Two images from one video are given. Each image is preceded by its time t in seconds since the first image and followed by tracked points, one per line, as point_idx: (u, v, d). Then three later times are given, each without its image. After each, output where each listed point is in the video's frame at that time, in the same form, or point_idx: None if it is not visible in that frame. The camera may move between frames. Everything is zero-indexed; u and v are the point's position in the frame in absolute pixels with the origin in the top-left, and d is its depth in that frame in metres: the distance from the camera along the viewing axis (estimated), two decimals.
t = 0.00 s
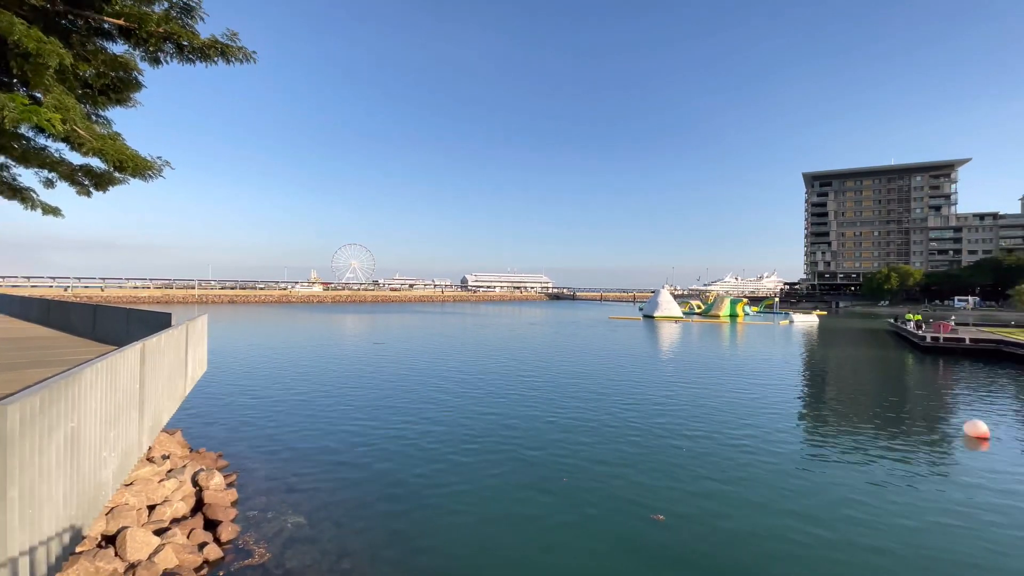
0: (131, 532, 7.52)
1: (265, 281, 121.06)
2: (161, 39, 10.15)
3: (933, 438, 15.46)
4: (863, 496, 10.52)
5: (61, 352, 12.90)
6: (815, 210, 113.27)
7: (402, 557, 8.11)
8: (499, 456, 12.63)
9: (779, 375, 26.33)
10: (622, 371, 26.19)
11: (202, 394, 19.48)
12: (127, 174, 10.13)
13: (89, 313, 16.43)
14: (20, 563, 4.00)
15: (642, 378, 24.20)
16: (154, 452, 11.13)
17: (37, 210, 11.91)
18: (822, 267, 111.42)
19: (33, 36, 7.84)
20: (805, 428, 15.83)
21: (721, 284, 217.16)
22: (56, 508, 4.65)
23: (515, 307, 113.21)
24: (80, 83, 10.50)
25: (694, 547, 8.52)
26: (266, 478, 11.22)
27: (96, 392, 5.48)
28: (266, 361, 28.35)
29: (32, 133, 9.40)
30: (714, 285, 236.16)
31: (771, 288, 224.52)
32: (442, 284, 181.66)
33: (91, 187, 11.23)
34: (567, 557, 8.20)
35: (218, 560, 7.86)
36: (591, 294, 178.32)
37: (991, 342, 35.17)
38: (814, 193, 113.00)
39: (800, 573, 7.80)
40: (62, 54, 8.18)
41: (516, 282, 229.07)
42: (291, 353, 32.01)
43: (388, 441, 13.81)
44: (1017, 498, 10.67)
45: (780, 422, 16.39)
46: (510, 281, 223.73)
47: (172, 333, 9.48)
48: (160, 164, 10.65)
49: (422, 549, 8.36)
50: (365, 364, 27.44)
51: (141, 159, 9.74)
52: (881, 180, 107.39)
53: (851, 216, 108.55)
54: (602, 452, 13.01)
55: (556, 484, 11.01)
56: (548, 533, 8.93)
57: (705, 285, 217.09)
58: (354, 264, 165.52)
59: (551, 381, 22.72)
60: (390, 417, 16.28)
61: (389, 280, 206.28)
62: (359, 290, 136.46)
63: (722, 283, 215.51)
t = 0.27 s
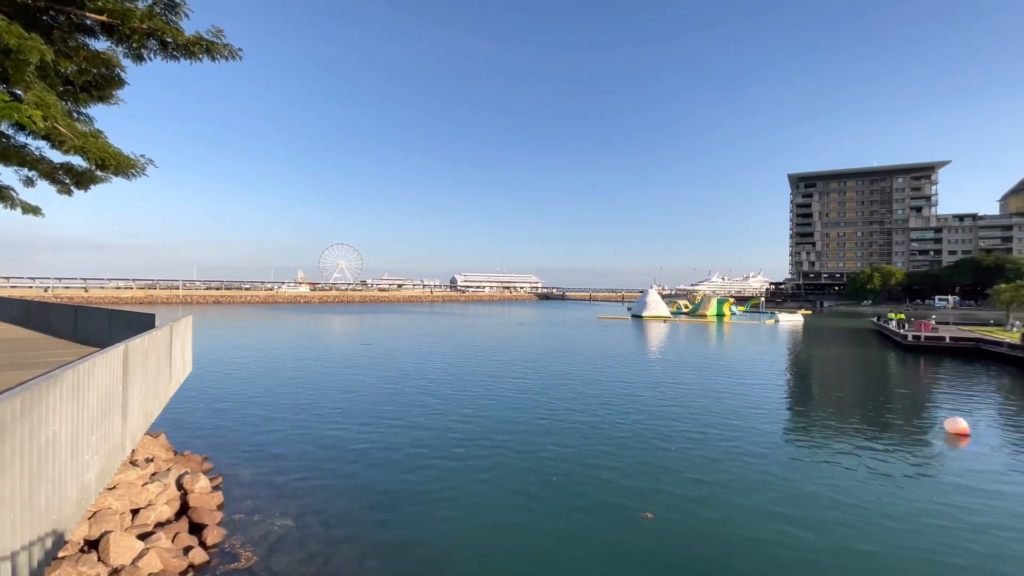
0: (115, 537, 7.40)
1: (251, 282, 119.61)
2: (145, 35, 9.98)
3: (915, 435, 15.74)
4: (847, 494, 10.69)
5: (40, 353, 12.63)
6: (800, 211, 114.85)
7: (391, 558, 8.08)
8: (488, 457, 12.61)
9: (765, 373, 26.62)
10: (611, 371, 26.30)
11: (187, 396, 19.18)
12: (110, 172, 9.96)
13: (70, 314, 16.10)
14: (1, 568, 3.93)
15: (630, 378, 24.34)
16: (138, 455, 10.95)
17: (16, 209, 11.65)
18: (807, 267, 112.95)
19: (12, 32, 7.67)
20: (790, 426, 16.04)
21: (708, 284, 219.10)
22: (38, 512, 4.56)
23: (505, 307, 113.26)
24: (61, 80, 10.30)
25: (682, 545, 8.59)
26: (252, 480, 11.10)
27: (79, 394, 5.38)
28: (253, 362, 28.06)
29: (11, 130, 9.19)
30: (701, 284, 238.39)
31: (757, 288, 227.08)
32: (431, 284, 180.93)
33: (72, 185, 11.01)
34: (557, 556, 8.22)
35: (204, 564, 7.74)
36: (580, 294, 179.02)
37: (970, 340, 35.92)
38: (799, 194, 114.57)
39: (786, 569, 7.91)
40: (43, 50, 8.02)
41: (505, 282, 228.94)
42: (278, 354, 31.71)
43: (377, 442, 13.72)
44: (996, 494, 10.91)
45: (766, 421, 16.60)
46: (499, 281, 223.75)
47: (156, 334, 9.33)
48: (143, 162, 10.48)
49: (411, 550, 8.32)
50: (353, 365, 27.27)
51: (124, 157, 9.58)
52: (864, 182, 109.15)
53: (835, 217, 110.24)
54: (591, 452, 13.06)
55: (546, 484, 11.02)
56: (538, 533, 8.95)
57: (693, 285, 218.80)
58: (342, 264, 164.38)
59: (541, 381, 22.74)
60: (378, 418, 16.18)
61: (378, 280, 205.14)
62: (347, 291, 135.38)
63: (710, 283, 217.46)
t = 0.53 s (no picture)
0: (97, 541, 7.28)
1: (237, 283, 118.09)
2: (128, 32, 9.81)
3: (898, 433, 16.03)
4: (832, 491, 10.86)
5: (19, 355, 12.36)
6: (786, 211, 116.34)
7: (379, 560, 8.03)
8: (478, 458, 12.60)
9: (752, 373, 26.89)
10: (600, 370, 26.40)
11: (171, 398, 18.88)
12: (92, 171, 9.77)
13: (50, 315, 15.77)
14: None
15: (619, 377, 24.48)
16: (121, 458, 10.77)
17: None
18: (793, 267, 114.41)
19: None
20: (777, 426, 16.24)
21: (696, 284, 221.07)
22: (16, 517, 4.45)
23: (494, 307, 113.27)
24: (41, 76, 10.09)
25: (670, 544, 8.67)
26: (239, 483, 10.97)
27: (59, 397, 5.27)
28: (239, 363, 27.76)
29: None
30: (689, 284, 240.42)
31: (744, 288, 229.65)
32: (420, 285, 180.22)
33: (52, 184, 10.80)
34: (546, 556, 8.25)
35: (189, 569, 7.64)
36: (570, 294, 179.60)
37: (951, 339, 36.67)
38: (785, 195, 116.02)
39: (772, 567, 8.01)
40: (22, 45, 7.84)
41: (495, 283, 228.75)
42: (265, 355, 31.42)
43: (366, 443, 13.65)
44: (975, 490, 11.15)
45: (752, 419, 16.81)
46: (489, 281, 223.61)
47: (139, 336, 9.17)
48: (126, 161, 10.31)
49: (400, 552, 8.29)
50: (341, 366, 27.10)
51: (107, 155, 9.42)
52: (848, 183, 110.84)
53: (820, 218, 111.83)
54: (580, 452, 13.11)
55: (535, 484, 11.05)
56: (527, 533, 8.97)
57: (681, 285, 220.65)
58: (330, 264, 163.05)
59: (530, 381, 22.77)
60: (367, 419, 16.07)
61: (366, 280, 203.93)
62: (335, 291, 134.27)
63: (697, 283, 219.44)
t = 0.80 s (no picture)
0: (78, 546, 7.15)
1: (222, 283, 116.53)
2: (109, 28, 9.65)
3: (880, 430, 16.31)
4: (816, 489, 11.01)
5: None
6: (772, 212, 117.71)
7: (368, 562, 7.99)
8: (466, 458, 12.58)
9: (739, 372, 27.17)
10: (589, 370, 26.50)
11: (154, 401, 18.56)
12: (72, 169, 9.59)
13: (28, 316, 15.42)
14: None
15: (607, 377, 24.60)
16: (102, 462, 10.58)
17: None
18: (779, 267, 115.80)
19: None
20: (763, 424, 16.43)
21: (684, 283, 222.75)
22: None
23: (483, 307, 113.16)
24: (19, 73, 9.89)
25: (658, 542, 8.73)
26: (224, 486, 10.83)
27: (37, 401, 5.17)
28: (225, 365, 27.41)
29: None
30: (678, 284, 242.28)
31: (731, 288, 231.88)
32: (409, 285, 179.35)
33: (31, 183, 10.58)
34: (535, 556, 8.26)
35: (172, 573, 7.52)
36: (559, 294, 179.88)
37: (931, 338, 37.40)
38: (771, 196, 117.37)
39: (759, 564, 8.09)
40: None
41: (484, 283, 228.43)
42: (251, 356, 31.04)
43: (353, 445, 13.56)
44: (955, 486, 11.38)
45: (739, 418, 16.98)
46: (478, 281, 223.34)
47: (121, 337, 9.02)
48: (108, 159, 10.14)
49: (388, 553, 8.25)
50: (328, 368, 26.89)
51: (88, 153, 9.26)
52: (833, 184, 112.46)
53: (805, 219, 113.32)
54: (569, 452, 13.15)
55: (525, 484, 11.06)
56: (516, 533, 8.97)
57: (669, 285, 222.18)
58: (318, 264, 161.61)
59: (519, 382, 22.78)
60: (355, 421, 15.98)
61: (355, 280, 202.44)
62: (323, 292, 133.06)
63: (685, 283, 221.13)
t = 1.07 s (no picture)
0: (59, 552, 7.02)
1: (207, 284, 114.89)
2: (90, 24, 9.48)
3: (863, 428, 16.59)
4: (802, 487, 11.17)
5: None
6: (758, 213, 119.08)
7: (356, 564, 7.95)
8: (456, 458, 12.57)
9: (725, 371, 27.43)
10: (577, 370, 26.57)
11: (136, 404, 18.24)
12: (51, 167, 9.40)
13: (5, 318, 15.07)
14: None
15: (596, 377, 24.69)
16: (83, 466, 10.39)
17: None
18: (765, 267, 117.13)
19: None
20: (749, 423, 16.62)
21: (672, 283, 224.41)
22: None
23: (472, 307, 113.03)
24: None
25: (646, 541, 8.80)
26: (209, 489, 10.69)
27: (15, 404, 5.05)
28: (209, 366, 27.06)
29: None
30: (666, 284, 244.15)
31: (719, 288, 233.98)
32: (397, 285, 178.42)
33: (9, 181, 10.35)
34: (525, 556, 8.28)
35: None
36: (548, 294, 180.14)
37: (913, 336, 38.14)
38: (757, 197, 118.66)
39: (745, 562, 8.21)
40: None
41: (473, 283, 228.03)
42: (236, 358, 30.65)
43: (342, 446, 13.48)
44: (935, 482, 11.64)
45: (726, 417, 17.15)
46: (468, 281, 222.97)
47: (102, 339, 8.86)
48: (89, 158, 9.97)
49: (377, 555, 8.21)
50: (315, 368, 26.68)
51: (68, 152, 9.09)
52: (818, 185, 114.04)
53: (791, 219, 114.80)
54: (558, 451, 13.19)
55: (515, 484, 11.08)
56: (507, 534, 8.98)
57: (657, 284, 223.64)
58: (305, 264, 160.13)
59: (508, 382, 22.78)
60: (343, 422, 15.86)
61: (343, 281, 200.90)
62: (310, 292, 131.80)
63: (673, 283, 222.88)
